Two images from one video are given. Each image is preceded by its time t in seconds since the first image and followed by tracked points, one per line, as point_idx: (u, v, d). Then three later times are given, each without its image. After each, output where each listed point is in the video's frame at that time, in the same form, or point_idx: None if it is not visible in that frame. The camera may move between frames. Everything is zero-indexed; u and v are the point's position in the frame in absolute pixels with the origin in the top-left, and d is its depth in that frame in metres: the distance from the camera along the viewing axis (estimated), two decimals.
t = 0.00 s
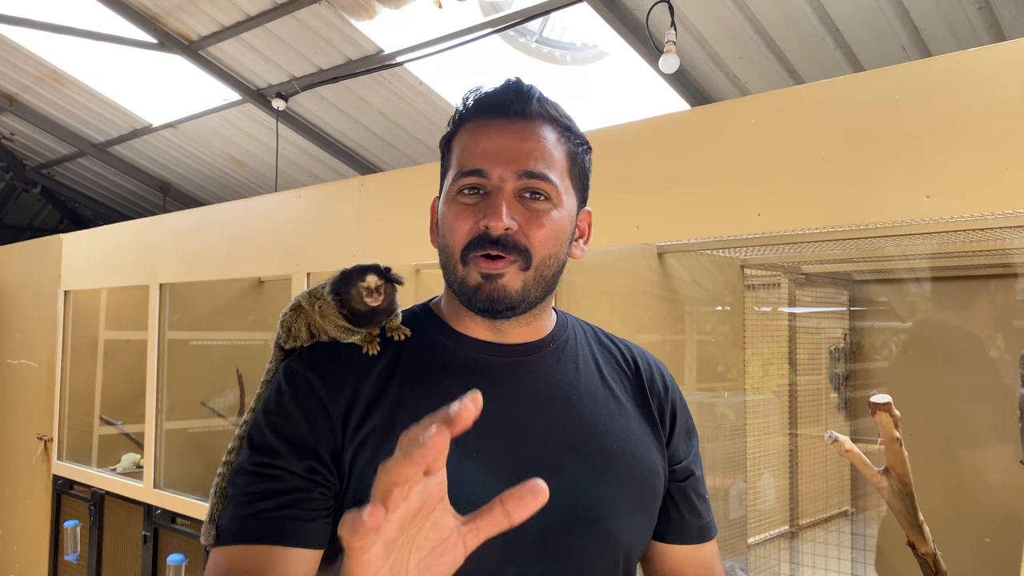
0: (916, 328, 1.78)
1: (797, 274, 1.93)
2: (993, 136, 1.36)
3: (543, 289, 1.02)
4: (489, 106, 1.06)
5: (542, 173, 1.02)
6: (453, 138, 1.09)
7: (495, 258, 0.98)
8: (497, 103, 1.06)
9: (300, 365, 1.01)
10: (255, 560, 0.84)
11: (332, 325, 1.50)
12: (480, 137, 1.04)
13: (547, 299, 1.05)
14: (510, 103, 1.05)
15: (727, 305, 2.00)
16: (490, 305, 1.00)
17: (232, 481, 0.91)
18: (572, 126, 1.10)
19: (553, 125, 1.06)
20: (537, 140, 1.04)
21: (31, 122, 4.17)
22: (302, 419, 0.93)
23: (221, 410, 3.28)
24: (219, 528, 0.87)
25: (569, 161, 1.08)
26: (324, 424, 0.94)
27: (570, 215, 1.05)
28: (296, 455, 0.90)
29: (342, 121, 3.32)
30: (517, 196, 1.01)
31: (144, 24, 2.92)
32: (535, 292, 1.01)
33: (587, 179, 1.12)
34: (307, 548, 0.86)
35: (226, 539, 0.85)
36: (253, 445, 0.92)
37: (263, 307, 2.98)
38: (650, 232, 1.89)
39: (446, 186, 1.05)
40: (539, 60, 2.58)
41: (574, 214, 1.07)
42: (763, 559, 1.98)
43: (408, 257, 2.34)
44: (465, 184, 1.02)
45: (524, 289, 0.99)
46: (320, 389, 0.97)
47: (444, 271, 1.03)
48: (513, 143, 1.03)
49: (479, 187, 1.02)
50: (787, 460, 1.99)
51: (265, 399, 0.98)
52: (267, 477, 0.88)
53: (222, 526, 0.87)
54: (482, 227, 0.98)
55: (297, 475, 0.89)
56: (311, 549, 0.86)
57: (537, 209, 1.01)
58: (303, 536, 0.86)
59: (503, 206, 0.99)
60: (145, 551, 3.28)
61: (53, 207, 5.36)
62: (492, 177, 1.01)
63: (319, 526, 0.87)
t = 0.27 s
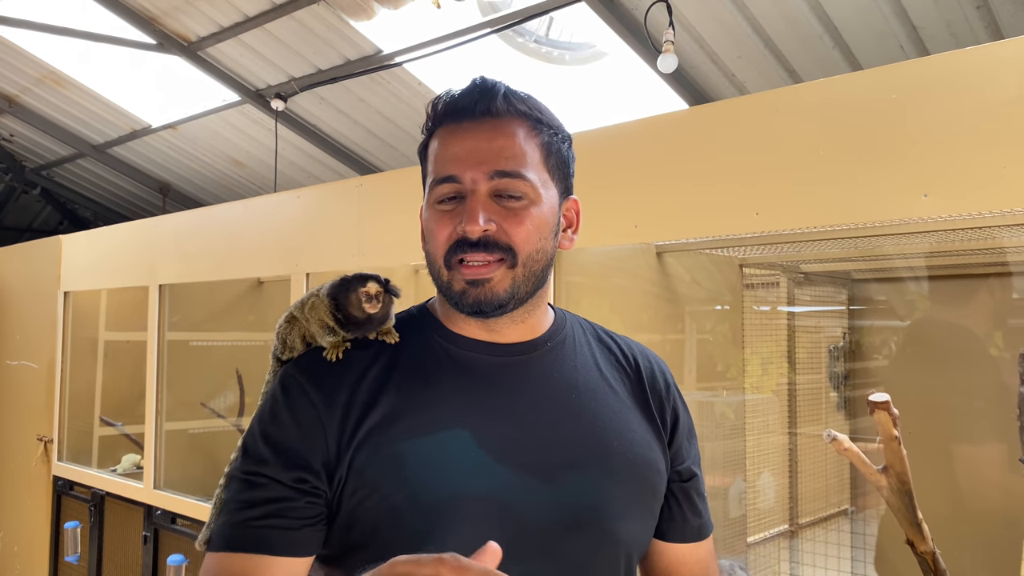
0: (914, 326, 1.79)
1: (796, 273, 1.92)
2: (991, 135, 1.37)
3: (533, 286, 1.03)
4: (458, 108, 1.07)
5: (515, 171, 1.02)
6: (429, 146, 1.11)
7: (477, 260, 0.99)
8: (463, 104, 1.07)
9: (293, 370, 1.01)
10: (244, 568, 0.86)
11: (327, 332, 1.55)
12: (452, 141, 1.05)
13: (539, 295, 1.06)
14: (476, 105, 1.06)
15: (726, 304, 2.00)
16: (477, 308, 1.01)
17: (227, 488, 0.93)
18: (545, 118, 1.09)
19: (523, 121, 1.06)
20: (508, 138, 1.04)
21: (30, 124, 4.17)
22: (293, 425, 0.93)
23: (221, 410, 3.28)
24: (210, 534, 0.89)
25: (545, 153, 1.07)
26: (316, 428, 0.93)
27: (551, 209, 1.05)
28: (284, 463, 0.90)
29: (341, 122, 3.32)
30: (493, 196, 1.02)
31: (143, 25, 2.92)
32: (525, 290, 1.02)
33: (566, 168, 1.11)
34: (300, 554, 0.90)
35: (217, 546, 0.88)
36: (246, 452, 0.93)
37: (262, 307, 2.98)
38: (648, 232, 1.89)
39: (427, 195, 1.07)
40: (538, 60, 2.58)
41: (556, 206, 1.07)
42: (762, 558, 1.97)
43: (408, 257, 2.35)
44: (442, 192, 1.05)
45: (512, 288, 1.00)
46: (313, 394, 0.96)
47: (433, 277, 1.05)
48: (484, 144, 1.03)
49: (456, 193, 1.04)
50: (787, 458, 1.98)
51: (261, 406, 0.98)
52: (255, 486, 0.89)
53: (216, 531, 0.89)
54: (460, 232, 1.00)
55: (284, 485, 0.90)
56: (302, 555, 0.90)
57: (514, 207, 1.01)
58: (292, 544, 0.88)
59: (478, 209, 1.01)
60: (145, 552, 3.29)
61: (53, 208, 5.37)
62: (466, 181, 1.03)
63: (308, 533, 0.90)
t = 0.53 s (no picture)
0: (913, 324, 1.79)
1: (795, 271, 1.91)
2: (988, 132, 1.37)
3: (524, 286, 1.03)
4: (438, 108, 1.07)
5: (498, 168, 1.02)
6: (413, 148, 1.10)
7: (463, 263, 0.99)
8: (442, 104, 1.07)
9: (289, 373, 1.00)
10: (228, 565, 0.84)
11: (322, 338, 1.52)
12: (433, 142, 1.05)
13: (533, 293, 1.07)
14: (454, 104, 1.06)
15: (725, 303, 2.00)
16: (470, 317, 1.00)
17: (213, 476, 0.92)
18: (526, 112, 1.09)
19: (504, 118, 1.06)
20: (488, 136, 1.03)
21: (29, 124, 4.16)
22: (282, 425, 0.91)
23: (220, 410, 3.28)
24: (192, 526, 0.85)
25: (528, 149, 1.07)
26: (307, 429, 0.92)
27: (538, 206, 1.04)
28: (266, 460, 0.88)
29: (339, 121, 3.32)
30: (477, 197, 1.01)
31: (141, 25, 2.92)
32: (516, 291, 1.01)
33: (552, 161, 1.11)
34: (274, 550, 0.87)
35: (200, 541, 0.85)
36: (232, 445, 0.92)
37: (261, 307, 2.98)
38: (646, 230, 1.89)
39: (411, 197, 1.07)
40: (537, 59, 2.58)
41: (543, 200, 1.07)
42: (761, 555, 1.97)
43: (406, 256, 2.35)
44: (426, 195, 1.04)
45: (503, 291, 0.99)
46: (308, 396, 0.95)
47: (423, 278, 1.05)
48: (465, 143, 1.03)
49: (440, 195, 1.03)
50: (786, 457, 1.98)
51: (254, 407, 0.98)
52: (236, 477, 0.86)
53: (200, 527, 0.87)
54: (445, 235, 1.00)
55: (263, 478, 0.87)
56: (275, 552, 0.88)
57: (499, 206, 1.01)
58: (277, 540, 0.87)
59: (462, 211, 1.00)
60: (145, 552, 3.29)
61: (51, 208, 5.35)
62: (448, 182, 1.02)
63: (280, 531, 0.87)
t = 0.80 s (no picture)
0: (912, 322, 1.79)
1: (793, 270, 1.91)
2: (984, 129, 1.37)
3: (521, 288, 1.03)
4: (445, 107, 1.06)
5: (504, 172, 1.02)
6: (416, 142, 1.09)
7: (464, 264, 0.99)
8: (450, 102, 1.06)
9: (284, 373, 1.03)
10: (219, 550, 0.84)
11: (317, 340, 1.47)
12: (439, 141, 1.04)
13: (529, 294, 1.06)
14: (463, 103, 1.05)
15: (724, 302, 2.01)
16: (465, 310, 1.01)
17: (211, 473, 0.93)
18: (534, 115, 1.08)
19: (512, 120, 1.05)
20: (496, 138, 1.03)
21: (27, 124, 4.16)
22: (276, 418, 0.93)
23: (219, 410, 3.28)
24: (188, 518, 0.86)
25: (534, 152, 1.07)
26: (302, 422, 0.93)
27: (541, 210, 1.05)
28: (258, 450, 0.90)
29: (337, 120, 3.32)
30: (482, 200, 1.02)
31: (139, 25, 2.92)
32: (512, 291, 1.02)
33: (557, 167, 1.11)
34: (270, 539, 0.86)
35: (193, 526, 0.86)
36: (228, 441, 0.93)
37: (260, 307, 2.98)
38: (644, 229, 1.89)
39: (413, 194, 1.06)
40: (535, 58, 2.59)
41: (546, 205, 1.07)
42: (761, 553, 1.97)
43: (404, 255, 2.35)
44: (429, 192, 1.04)
45: (498, 291, 1.00)
46: (301, 392, 0.96)
47: (420, 277, 1.04)
48: (472, 145, 1.03)
49: (444, 194, 1.03)
50: (785, 456, 1.99)
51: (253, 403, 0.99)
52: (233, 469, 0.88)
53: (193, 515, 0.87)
54: (448, 236, 1.00)
55: (255, 467, 0.89)
56: (273, 541, 0.86)
57: (503, 210, 1.01)
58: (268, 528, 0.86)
59: (466, 213, 1.00)
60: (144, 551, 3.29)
61: (50, 208, 5.35)
62: (453, 183, 1.02)
63: (274, 517, 0.86)
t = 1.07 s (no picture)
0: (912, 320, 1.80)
1: (792, 267, 1.90)
2: (982, 126, 1.37)
3: (527, 287, 1.03)
4: (442, 110, 1.04)
5: (505, 175, 1.01)
6: (416, 146, 1.08)
7: (471, 268, 0.99)
8: (446, 105, 1.04)
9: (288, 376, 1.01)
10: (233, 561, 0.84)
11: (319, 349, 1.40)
12: (438, 145, 1.03)
13: (534, 291, 1.06)
14: (460, 106, 1.03)
15: (722, 300, 2.00)
16: (471, 312, 1.00)
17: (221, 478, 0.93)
18: (532, 113, 1.07)
19: (510, 120, 1.04)
20: (496, 141, 1.02)
21: (25, 124, 4.16)
22: (279, 421, 0.92)
23: (218, 410, 3.28)
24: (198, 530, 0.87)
25: (534, 151, 1.06)
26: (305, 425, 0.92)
27: (544, 209, 1.04)
28: (263, 455, 0.89)
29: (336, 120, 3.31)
30: (484, 203, 1.01)
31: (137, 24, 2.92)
32: (519, 292, 1.02)
33: (559, 163, 1.10)
34: (283, 545, 0.86)
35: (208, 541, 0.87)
36: (232, 446, 0.93)
37: (258, 306, 2.98)
38: (642, 228, 1.89)
39: (415, 199, 1.06)
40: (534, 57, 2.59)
41: (548, 204, 1.06)
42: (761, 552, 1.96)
43: (402, 254, 2.35)
44: (431, 197, 1.03)
45: (506, 291, 1.00)
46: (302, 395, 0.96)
47: (425, 281, 1.05)
48: (471, 149, 1.02)
49: (445, 199, 1.02)
50: (784, 455, 1.99)
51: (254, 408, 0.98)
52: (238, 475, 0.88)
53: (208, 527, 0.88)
54: (452, 242, 0.99)
55: (261, 473, 0.88)
56: (283, 547, 0.86)
57: (506, 212, 1.01)
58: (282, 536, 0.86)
59: (469, 217, 1.00)
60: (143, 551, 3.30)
61: (48, 208, 5.35)
62: (455, 187, 1.01)
63: (285, 522, 0.86)
